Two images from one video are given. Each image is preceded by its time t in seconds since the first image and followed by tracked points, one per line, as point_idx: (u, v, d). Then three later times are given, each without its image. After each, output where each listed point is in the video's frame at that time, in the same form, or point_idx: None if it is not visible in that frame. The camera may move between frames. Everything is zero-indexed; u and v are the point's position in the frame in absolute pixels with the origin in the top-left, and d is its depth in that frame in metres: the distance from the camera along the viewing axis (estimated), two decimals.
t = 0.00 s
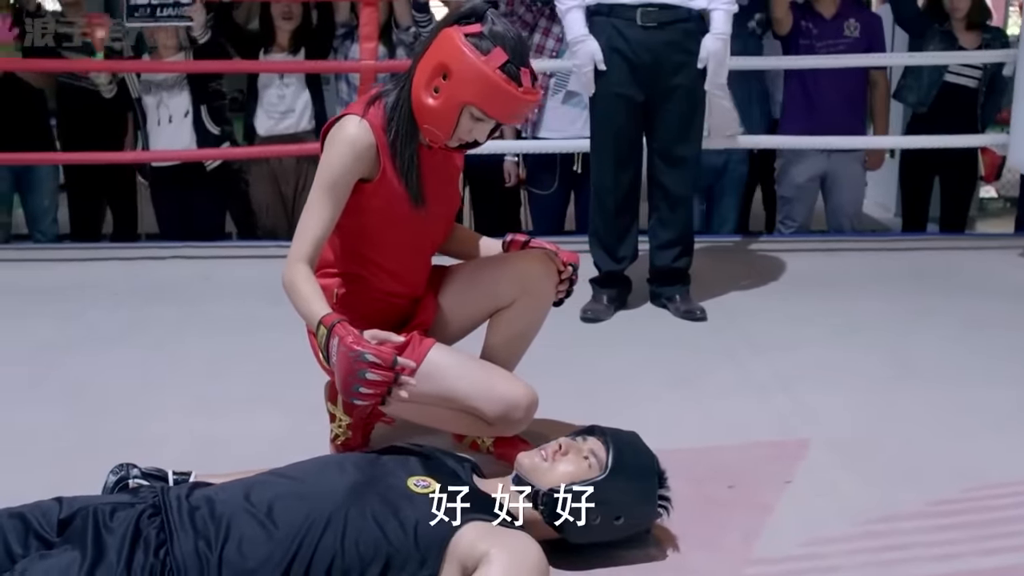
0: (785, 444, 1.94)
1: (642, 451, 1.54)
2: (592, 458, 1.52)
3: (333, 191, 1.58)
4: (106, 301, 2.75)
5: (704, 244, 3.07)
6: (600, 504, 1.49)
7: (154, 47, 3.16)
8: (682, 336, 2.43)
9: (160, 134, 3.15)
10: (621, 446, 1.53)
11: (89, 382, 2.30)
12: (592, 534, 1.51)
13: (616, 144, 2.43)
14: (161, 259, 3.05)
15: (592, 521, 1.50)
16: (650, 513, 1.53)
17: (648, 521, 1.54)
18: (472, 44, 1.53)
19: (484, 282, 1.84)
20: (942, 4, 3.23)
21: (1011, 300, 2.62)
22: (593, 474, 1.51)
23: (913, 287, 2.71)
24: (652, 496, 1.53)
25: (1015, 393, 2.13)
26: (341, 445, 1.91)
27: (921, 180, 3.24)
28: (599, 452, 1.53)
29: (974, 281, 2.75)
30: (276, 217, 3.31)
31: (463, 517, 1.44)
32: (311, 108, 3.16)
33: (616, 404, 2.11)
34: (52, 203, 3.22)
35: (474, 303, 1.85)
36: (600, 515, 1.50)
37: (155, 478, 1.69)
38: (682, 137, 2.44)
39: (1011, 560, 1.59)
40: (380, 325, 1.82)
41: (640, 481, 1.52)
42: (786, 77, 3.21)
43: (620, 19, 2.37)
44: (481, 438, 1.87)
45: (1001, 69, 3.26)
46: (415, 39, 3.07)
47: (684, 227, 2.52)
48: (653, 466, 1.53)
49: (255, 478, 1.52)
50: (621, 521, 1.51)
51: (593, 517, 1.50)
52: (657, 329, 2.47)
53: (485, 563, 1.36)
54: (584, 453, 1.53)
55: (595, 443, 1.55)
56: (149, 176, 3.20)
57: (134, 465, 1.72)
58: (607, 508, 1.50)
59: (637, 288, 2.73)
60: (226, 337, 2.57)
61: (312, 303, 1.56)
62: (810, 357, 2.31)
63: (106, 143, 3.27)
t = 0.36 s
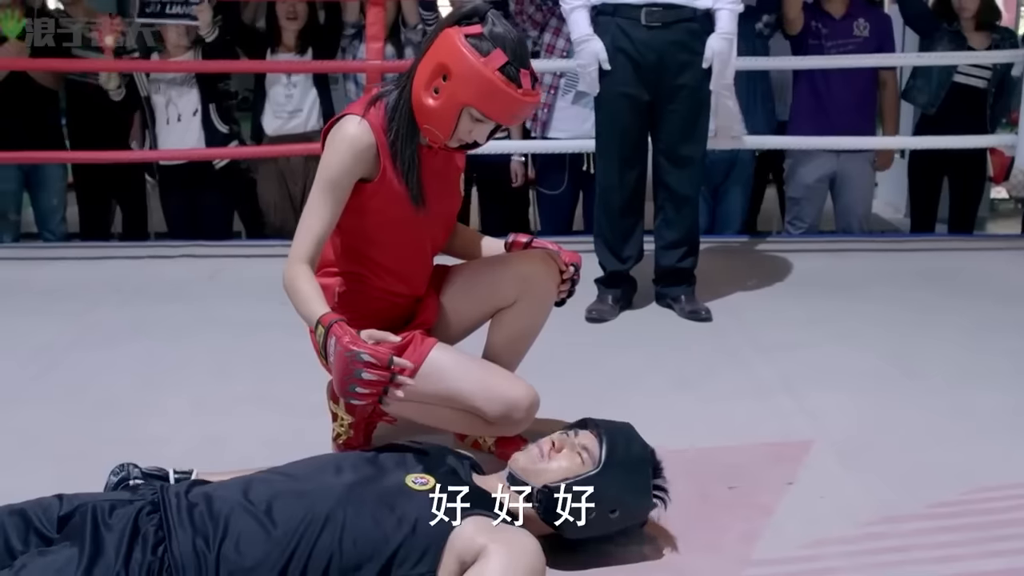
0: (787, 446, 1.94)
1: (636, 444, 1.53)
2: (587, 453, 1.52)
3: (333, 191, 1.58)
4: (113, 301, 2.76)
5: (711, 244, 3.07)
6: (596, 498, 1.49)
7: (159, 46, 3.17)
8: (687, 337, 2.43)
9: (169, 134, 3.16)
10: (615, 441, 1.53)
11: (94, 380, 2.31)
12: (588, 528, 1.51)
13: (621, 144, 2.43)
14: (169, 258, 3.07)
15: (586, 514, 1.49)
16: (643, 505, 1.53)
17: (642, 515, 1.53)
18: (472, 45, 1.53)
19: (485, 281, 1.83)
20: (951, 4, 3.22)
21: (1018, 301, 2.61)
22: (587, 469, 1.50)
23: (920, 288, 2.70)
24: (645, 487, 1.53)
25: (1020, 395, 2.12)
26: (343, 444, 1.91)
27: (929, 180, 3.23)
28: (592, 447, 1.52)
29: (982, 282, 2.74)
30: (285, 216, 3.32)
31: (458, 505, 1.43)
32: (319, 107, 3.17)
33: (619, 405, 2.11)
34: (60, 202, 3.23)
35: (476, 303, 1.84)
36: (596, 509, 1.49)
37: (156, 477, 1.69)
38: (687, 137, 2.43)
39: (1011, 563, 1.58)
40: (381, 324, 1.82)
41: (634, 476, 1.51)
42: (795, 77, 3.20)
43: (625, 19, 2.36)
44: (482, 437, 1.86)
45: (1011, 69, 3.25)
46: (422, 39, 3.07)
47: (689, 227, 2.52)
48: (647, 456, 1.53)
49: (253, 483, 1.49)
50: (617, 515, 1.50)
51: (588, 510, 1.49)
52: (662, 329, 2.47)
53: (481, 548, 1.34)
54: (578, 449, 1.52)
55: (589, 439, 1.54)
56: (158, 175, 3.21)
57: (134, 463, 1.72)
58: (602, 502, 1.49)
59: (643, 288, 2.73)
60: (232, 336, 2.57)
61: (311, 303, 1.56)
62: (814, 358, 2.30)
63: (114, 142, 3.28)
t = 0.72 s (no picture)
0: (791, 447, 1.93)
1: (612, 417, 1.46)
2: (564, 437, 1.45)
3: (333, 189, 1.58)
4: (122, 299, 2.77)
5: (719, 244, 3.06)
6: (578, 482, 1.43)
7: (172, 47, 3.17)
8: (693, 338, 2.42)
9: (180, 133, 3.17)
10: (591, 417, 1.45)
11: (102, 378, 2.33)
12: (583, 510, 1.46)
13: (628, 144, 2.43)
14: (178, 257, 3.08)
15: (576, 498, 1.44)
16: (633, 478, 1.46)
17: (635, 486, 1.47)
18: (472, 45, 1.53)
19: (488, 281, 1.82)
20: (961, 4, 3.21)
21: None
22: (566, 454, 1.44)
23: (928, 290, 2.69)
24: (632, 458, 1.46)
25: None
26: (346, 444, 1.89)
27: (939, 181, 3.22)
28: (569, 430, 1.46)
29: (992, 284, 2.73)
30: (294, 215, 3.34)
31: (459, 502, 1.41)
32: (328, 106, 3.18)
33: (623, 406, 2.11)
34: (71, 200, 3.25)
35: (479, 303, 1.83)
36: (583, 492, 1.44)
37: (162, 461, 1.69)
38: (695, 137, 2.43)
39: (1012, 566, 1.57)
40: (384, 324, 1.82)
41: (615, 450, 1.44)
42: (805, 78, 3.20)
43: (632, 19, 2.36)
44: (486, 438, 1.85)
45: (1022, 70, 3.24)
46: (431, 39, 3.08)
47: (696, 227, 2.51)
48: (626, 427, 1.45)
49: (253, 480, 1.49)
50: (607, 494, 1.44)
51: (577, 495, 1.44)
52: (669, 330, 2.47)
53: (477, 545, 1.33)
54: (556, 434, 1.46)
55: (567, 420, 1.47)
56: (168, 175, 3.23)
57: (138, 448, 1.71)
58: (586, 485, 1.43)
59: (650, 289, 2.73)
60: (239, 334, 2.58)
61: (309, 300, 1.56)
62: (820, 359, 2.30)
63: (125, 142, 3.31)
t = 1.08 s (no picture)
0: (799, 448, 1.93)
1: (582, 388, 1.37)
2: (536, 416, 1.38)
3: (338, 187, 1.59)
4: (134, 298, 2.79)
5: (730, 245, 3.06)
6: (555, 462, 1.35)
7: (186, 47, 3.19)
8: (702, 339, 2.42)
9: (193, 132, 3.18)
10: (559, 391, 1.37)
11: (112, 375, 2.34)
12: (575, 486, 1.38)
13: (639, 145, 2.43)
14: (191, 256, 3.09)
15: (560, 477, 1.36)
16: (618, 445, 1.37)
17: (623, 453, 1.38)
18: (475, 45, 1.53)
19: (495, 280, 1.81)
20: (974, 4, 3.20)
21: None
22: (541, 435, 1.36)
23: (940, 291, 2.68)
24: (613, 427, 1.36)
25: None
26: (354, 443, 1.88)
27: (953, 183, 3.21)
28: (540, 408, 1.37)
29: (1004, 285, 2.71)
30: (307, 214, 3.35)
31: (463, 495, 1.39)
32: (341, 106, 3.19)
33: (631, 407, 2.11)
34: (83, 199, 3.27)
35: (487, 302, 1.82)
36: (565, 471, 1.36)
37: (172, 462, 1.68)
38: (706, 138, 2.42)
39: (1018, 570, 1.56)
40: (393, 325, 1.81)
41: (590, 421, 1.35)
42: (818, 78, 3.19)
43: (643, 19, 2.36)
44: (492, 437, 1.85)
45: None
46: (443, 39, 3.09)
47: (707, 227, 2.51)
48: (598, 396, 1.36)
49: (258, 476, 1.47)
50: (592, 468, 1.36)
51: (561, 473, 1.36)
52: (678, 331, 2.46)
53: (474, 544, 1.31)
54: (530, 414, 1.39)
55: (538, 397, 1.40)
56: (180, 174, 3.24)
57: (147, 448, 1.69)
58: (565, 463, 1.35)
59: (660, 289, 2.72)
60: (249, 332, 2.59)
61: (313, 296, 1.57)
62: (829, 360, 2.29)
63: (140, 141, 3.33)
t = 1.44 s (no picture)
0: (812, 451, 1.92)
1: (537, 340, 1.26)
2: (497, 376, 1.28)
3: (348, 185, 1.59)
4: (152, 295, 2.80)
5: (748, 246, 3.04)
6: (521, 418, 1.24)
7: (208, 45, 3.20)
8: (718, 341, 2.41)
9: (212, 132, 3.20)
10: (515, 350, 1.26)
11: (128, 372, 2.35)
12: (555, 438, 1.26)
13: (656, 146, 2.42)
14: (209, 254, 3.11)
15: (530, 433, 1.25)
16: (583, 387, 1.25)
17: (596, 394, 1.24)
18: (482, 43, 1.53)
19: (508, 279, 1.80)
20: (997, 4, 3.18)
21: None
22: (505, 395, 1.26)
23: (959, 293, 2.66)
24: (575, 373, 1.25)
25: None
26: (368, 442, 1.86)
27: (974, 184, 3.19)
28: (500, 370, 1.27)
29: None
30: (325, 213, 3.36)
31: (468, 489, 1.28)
32: (359, 106, 3.19)
33: (644, 409, 2.11)
34: (103, 198, 3.29)
35: (500, 302, 1.82)
36: (536, 426, 1.25)
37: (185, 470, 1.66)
38: (723, 139, 2.41)
39: None
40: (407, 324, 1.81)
41: (548, 371, 1.24)
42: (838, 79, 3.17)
43: (660, 20, 2.35)
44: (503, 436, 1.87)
45: None
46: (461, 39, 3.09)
47: (724, 229, 2.49)
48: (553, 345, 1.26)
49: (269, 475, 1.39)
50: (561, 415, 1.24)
51: (533, 429, 1.25)
52: (694, 332, 2.46)
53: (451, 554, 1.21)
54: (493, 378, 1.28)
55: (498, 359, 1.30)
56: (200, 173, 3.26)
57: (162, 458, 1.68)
58: (533, 416, 1.24)
59: (677, 290, 2.72)
60: (266, 330, 2.60)
61: (320, 290, 1.57)
62: (844, 362, 2.28)
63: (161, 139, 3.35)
